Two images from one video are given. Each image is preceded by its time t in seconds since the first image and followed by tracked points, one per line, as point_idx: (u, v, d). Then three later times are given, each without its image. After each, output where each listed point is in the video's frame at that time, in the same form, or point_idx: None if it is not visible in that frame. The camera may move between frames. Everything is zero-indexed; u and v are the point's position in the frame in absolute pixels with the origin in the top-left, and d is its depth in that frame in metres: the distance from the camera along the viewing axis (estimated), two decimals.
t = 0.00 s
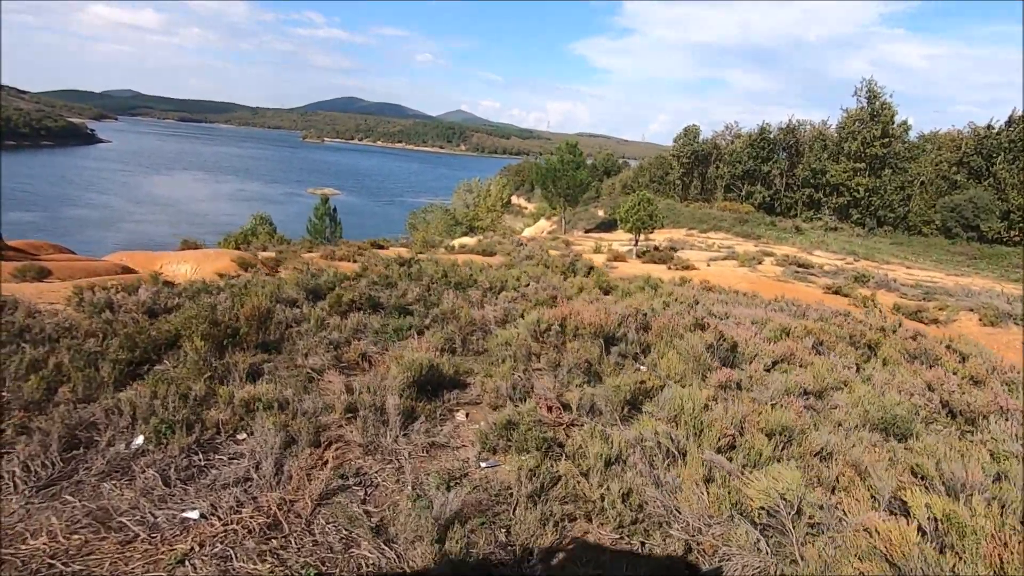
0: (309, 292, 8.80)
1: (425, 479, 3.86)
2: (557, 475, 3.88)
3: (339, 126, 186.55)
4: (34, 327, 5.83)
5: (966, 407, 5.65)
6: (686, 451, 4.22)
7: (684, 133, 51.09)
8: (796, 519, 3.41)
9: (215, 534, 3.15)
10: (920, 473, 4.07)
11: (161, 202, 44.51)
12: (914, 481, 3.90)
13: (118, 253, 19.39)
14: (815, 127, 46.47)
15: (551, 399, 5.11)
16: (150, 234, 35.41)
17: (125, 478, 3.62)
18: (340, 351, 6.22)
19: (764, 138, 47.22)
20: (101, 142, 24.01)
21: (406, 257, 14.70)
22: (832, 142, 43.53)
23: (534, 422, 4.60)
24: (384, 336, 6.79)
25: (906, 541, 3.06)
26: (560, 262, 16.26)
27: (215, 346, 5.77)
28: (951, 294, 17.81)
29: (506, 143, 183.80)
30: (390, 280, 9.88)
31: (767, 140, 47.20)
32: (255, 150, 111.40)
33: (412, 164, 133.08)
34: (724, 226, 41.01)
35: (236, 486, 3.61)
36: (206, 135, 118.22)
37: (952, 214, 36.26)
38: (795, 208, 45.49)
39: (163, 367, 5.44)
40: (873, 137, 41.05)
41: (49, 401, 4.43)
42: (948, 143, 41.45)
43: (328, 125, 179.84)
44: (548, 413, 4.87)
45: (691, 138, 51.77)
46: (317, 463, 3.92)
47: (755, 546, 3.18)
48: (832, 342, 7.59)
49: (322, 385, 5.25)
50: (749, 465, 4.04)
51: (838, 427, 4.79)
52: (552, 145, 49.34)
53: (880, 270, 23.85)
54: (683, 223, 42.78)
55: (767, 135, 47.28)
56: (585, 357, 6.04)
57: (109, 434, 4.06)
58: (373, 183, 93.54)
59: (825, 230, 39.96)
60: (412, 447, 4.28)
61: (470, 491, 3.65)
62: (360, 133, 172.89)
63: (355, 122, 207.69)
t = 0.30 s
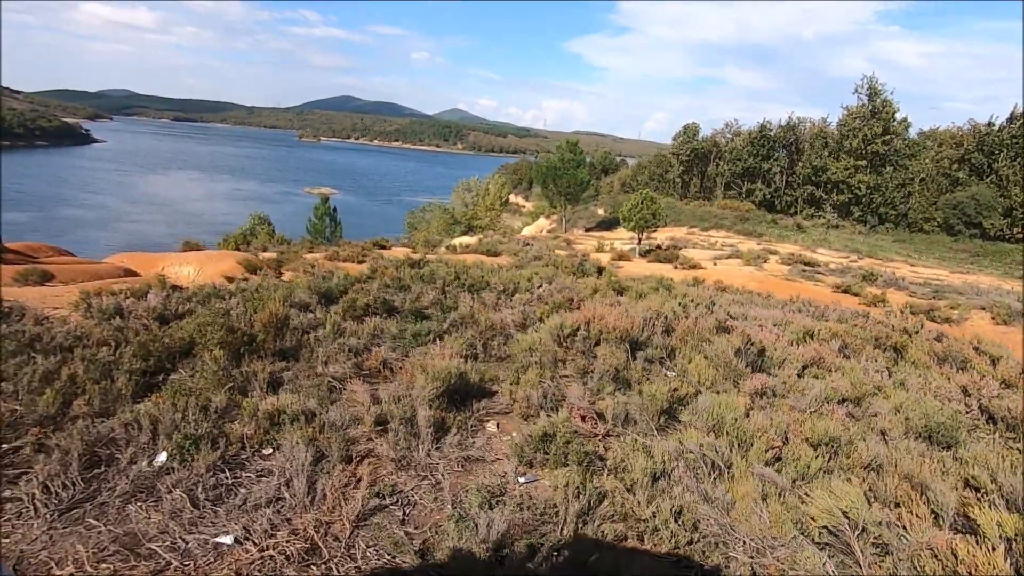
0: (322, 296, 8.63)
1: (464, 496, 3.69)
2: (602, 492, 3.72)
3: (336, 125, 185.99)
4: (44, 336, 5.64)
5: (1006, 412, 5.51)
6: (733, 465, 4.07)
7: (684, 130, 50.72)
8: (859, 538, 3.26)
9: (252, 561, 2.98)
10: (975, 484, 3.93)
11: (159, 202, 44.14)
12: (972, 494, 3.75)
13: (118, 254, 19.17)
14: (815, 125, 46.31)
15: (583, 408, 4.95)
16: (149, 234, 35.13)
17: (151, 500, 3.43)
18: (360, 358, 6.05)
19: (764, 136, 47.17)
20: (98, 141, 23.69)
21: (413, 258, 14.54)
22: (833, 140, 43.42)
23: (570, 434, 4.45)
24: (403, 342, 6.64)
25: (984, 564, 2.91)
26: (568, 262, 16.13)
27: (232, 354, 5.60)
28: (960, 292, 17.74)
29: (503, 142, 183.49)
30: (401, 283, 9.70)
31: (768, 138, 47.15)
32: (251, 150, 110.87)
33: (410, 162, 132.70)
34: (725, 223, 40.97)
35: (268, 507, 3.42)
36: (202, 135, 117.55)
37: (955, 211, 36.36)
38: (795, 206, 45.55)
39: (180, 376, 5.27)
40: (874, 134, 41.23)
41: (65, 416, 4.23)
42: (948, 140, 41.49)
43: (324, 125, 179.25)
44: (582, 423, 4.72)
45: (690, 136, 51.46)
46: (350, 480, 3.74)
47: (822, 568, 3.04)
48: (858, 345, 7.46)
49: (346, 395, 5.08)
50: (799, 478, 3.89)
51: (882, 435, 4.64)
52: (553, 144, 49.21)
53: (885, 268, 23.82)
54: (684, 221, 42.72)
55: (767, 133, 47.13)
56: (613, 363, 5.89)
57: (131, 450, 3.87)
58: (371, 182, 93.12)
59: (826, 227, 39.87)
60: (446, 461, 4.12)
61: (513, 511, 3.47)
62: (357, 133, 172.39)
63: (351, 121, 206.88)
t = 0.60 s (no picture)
0: (335, 302, 8.43)
1: (509, 520, 3.52)
2: (653, 514, 3.55)
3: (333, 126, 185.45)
4: (56, 349, 5.44)
5: None
6: (786, 483, 3.90)
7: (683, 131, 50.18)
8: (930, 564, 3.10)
9: None
10: None
11: (156, 205, 43.73)
12: None
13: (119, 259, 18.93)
14: (816, 126, 45.67)
15: (620, 422, 4.78)
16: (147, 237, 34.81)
17: (181, 526, 3.25)
18: (383, 368, 5.86)
19: (764, 136, 46.20)
20: (93, 144, 23.29)
21: (421, 262, 14.35)
22: (834, 140, 43.27)
23: (611, 450, 4.28)
24: (424, 351, 6.45)
25: None
26: (576, 265, 15.95)
27: (252, 366, 5.41)
28: (970, 294, 17.60)
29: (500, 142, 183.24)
30: (414, 288, 9.50)
31: (768, 139, 46.20)
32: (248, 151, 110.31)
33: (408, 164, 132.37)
34: (727, 224, 40.79)
35: (306, 535, 3.25)
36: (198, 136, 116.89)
37: (958, 212, 36.23)
38: (796, 207, 45.39)
39: (200, 389, 5.08)
40: (875, 135, 40.53)
41: (84, 435, 4.04)
42: (950, 140, 41.36)
43: (321, 126, 178.71)
44: (621, 438, 4.54)
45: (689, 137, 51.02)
46: (389, 503, 3.56)
47: None
48: (887, 352, 7.29)
49: (374, 409, 4.89)
50: (857, 497, 3.73)
51: (933, 449, 4.47)
52: (553, 145, 48.93)
53: (892, 269, 23.67)
54: (685, 222, 42.54)
55: (767, 134, 46.22)
56: (645, 373, 5.72)
57: (156, 471, 3.68)
58: (368, 183, 92.71)
59: (829, 228, 39.77)
60: (486, 480, 3.94)
61: (563, 537, 3.29)
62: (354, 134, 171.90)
63: (348, 122, 206.26)
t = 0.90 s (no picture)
0: (349, 306, 8.20)
1: (557, 548, 3.30)
2: (710, 537, 3.34)
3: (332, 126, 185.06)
4: (67, 358, 5.21)
5: None
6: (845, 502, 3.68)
7: (685, 131, 49.97)
8: None
9: None
10: None
11: (156, 204, 43.41)
12: None
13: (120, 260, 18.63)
14: (818, 126, 45.38)
15: (661, 435, 4.55)
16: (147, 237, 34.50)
17: (208, 558, 3.03)
18: (406, 376, 5.64)
19: (767, 135, 46.00)
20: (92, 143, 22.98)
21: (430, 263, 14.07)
22: (838, 140, 42.98)
23: (654, 466, 4.05)
24: (446, 358, 6.23)
25: None
26: (586, 265, 15.72)
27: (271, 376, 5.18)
28: (984, 295, 17.38)
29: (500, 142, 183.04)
30: (428, 291, 9.25)
31: (771, 139, 46.00)
32: (247, 151, 109.88)
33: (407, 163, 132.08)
34: (731, 224, 40.57)
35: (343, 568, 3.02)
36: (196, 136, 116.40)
37: (963, 212, 36.09)
38: (798, 206, 45.17)
39: (217, 401, 4.86)
40: (879, 134, 40.35)
41: (99, 453, 3.82)
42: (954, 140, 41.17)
43: (320, 125, 178.28)
44: (663, 453, 4.32)
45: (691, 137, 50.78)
46: (428, 527, 3.34)
47: None
48: (921, 358, 7.07)
49: (401, 422, 4.65)
50: (923, 518, 3.51)
51: (993, 464, 4.23)
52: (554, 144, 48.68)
53: (901, 269, 23.45)
54: (688, 222, 42.33)
55: (770, 133, 45.99)
56: (679, 382, 5.49)
57: (178, 493, 3.45)
58: (367, 183, 92.36)
59: (833, 228, 39.57)
60: (527, 501, 3.72)
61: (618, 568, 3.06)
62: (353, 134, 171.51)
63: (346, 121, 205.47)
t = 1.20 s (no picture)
0: (363, 310, 8.02)
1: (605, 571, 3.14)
2: (765, 559, 3.18)
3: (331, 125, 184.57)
4: (81, 367, 5.03)
5: None
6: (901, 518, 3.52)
7: (688, 129, 49.74)
8: None
9: None
10: None
11: (156, 205, 43.15)
12: None
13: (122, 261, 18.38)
14: (822, 124, 45.18)
15: (699, 448, 4.39)
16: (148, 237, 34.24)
17: None
18: (430, 384, 5.47)
19: (771, 134, 45.76)
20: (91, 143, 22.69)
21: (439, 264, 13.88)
22: (842, 138, 42.70)
23: (698, 481, 3.89)
24: (468, 364, 6.07)
25: None
26: (596, 266, 15.53)
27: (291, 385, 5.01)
28: (996, 295, 17.24)
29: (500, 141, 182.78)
30: (443, 293, 9.07)
31: (774, 137, 45.74)
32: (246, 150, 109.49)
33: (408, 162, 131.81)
34: (735, 223, 40.32)
35: None
36: (195, 136, 115.90)
37: (970, 210, 35.96)
38: (802, 205, 44.82)
39: (237, 411, 4.69)
40: (884, 132, 40.64)
41: (119, 469, 3.66)
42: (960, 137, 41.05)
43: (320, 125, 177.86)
44: (704, 466, 4.15)
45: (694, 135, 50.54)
46: (469, 550, 3.18)
47: None
48: (953, 363, 6.90)
49: (429, 434, 4.49)
50: (985, 537, 3.35)
51: None
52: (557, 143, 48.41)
53: (909, 268, 23.30)
54: (692, 220, 42.08)
55: (774, 131, 45.76)
56: (712, 390, 5.31)
57: (206, 513, 3.29)
58: (368, 182, 92.06)
59: (838, 226, 39.32)
60: (568, 518, 3.56)
61: None
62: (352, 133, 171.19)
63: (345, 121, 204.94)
